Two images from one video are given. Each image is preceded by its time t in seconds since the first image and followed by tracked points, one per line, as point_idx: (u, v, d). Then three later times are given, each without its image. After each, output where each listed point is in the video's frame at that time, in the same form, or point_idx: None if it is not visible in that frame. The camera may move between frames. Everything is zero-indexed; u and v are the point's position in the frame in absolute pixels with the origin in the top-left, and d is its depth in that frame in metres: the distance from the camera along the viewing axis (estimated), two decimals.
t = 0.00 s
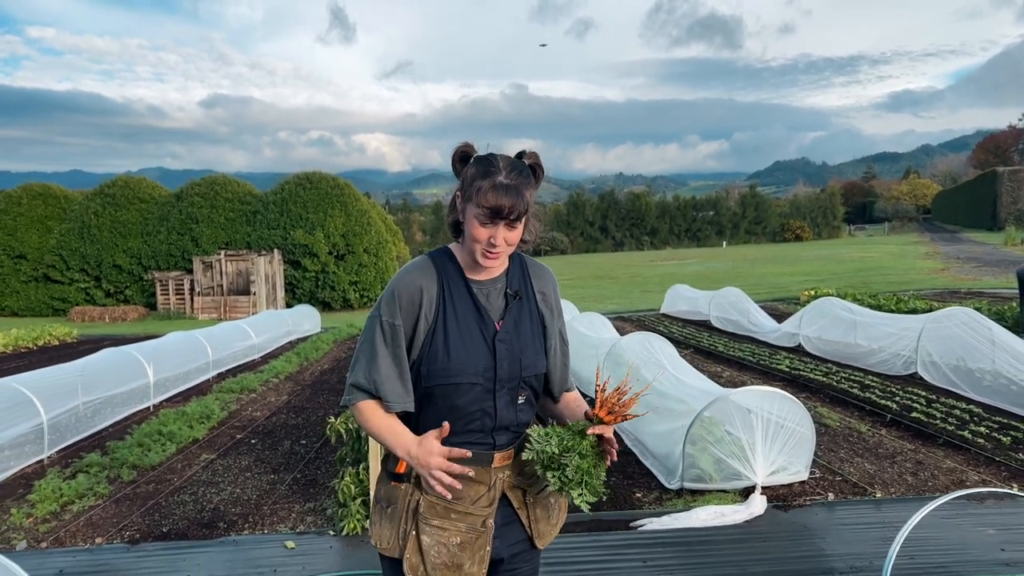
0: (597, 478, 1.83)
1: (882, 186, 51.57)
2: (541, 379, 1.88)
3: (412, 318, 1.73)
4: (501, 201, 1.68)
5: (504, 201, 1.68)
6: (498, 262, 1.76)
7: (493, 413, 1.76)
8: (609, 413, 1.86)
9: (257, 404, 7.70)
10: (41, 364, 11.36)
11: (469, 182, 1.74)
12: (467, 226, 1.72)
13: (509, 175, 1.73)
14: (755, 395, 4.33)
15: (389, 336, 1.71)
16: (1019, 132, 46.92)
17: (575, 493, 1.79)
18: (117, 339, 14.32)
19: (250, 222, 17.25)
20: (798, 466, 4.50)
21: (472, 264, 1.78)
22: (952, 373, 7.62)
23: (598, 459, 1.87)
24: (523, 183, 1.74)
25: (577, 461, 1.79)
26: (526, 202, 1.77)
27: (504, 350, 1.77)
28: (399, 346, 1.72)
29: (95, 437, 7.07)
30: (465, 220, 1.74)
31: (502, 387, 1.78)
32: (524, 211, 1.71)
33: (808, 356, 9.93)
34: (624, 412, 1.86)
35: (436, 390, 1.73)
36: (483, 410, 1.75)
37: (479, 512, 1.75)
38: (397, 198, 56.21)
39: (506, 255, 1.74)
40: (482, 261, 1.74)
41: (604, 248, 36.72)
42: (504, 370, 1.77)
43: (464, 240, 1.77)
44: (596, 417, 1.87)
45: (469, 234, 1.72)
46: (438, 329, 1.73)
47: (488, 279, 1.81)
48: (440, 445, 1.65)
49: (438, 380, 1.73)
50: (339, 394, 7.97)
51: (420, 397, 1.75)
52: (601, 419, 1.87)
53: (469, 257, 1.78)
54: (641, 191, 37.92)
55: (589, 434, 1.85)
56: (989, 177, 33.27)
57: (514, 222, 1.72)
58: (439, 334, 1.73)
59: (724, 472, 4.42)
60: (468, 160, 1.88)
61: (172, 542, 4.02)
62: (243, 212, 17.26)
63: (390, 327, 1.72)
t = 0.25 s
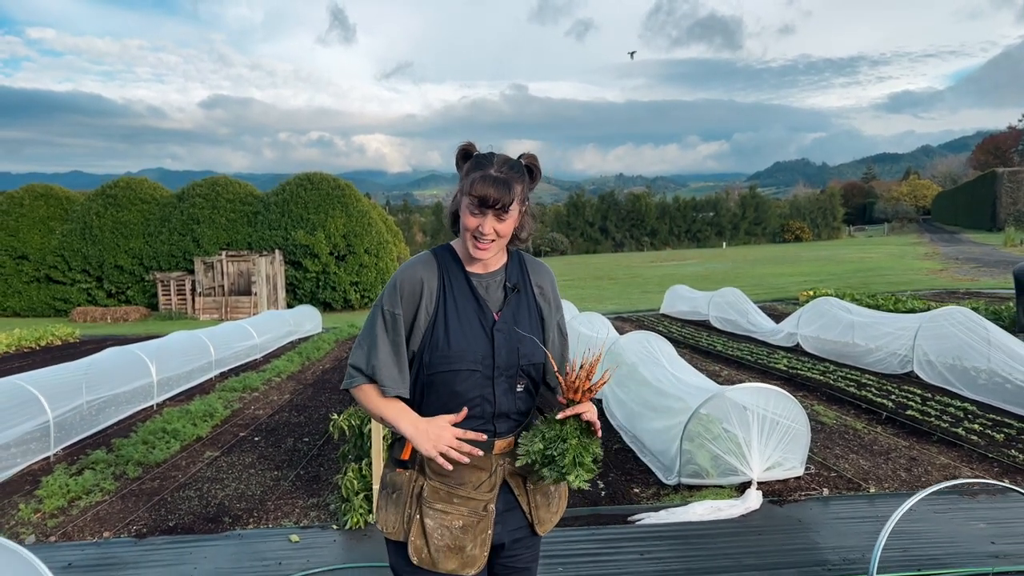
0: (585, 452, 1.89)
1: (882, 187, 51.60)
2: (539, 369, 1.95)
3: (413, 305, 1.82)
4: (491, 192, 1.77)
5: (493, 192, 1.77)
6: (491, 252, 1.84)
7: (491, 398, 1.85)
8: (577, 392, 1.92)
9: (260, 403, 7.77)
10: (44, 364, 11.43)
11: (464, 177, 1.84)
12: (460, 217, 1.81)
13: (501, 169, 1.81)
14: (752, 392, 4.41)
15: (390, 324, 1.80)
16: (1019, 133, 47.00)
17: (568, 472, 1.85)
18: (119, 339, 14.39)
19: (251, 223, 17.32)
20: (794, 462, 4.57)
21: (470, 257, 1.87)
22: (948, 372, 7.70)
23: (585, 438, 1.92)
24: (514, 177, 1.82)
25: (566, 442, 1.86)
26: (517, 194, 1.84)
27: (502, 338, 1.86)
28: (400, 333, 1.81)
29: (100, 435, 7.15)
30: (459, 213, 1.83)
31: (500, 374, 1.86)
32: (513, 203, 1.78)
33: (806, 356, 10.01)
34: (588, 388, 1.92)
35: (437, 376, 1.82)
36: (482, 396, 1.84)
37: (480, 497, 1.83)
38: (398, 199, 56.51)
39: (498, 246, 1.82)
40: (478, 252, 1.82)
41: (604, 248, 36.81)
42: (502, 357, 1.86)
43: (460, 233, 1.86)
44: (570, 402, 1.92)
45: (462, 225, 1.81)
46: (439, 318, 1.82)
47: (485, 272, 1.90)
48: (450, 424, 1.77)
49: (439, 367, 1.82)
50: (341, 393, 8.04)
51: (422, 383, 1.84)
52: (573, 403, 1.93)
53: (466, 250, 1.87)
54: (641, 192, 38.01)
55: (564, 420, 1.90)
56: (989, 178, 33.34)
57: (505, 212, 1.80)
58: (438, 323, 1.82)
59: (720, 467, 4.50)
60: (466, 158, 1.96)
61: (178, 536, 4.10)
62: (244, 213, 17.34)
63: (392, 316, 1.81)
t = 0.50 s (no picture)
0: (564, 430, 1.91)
1: (882, 188, 51.59)
2: (537, 362, 2.03)
3: (413, 301, 1.90)
4: (492, 189, 1.85)
5: (494, 189, 1.84)
6: (492, 248, 1.92)
7: (489, 390, 1.93)
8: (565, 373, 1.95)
9: (262, 402, 7.85)
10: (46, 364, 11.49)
11: (464, 178, 1.91)
12: (462, 216, 1.89)
13: (500, 168, 1.90)
14: (747, 390, 4.50)
15: (392, 318, 1.88)
16: (1019, 133, 47.07)
17: (540, 445, 1.87)
18: (120, 339, 14.46)
19: (252, 223, 17.40)
20: (789, 459, 4.64)
21: (470, 254, 1.95)
22: (943, 371, 7.77)
23: (561, 419, 1.92)
24: (512, 175, 1.90)
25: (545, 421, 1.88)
26: (516, 192, 1.92)
27: (500, 332, 1.93)
28: (401, 327, 1.89)
29: (103, 433, 7.22)
30: (461, 211, 1.91)
31: (498, 366, 1.94)
32: (514, 199, 1.86)
33: (804, 355, 10.09)
34: (574, 370, 1.94)
35: (437, 369, 1.89)
36: (481, 387, 1.92)
37: (479, 485, 1.91)
38: (398, 199, 56.59)
39: (499, 242, 1.90)
40: (478, 249, 1.89)
41: (604, 249, 36.90)
42: (500, 350, 1.93)
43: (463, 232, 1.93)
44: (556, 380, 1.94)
45: (464, 223, 1.88)
46: (439, 313, 1.90)
47: (485, 269, 1.98)
48: (455, 408, 1.84)
49: (439, 360, 1.89)
50: (342, 392, 8.12)
51: (423, 375, 1.92)
52: (559, 383, 1.95)
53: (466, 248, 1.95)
54: (641, 193, 38.10)
55: (545, 395, 1.93)
56: (988, 179, 33.41)
57: (505, 209, 1.87)
58: (438, 316, 1.90)
59: (716, 464, 4.56)
60: (464, 160, 2.04)
61: (183, 530, 4.17)
62: (245, 214, 17.41)
63: (393, 311, 1.89)
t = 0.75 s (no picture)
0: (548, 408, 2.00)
1: (881, 189, 51.63)
2: (533, 357, 2.11)
3: (414, 300, 1.98)
4: (487, 190, 1.93)
5: (490, 190, 1.93)
6: (490, 247, 2.00)
7: (487, 384, 2.01)
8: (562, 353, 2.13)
9: (263, 401, 7.93)
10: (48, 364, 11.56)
11: (460, 180, 2.00)
12: (460, 217, 1.97)
13: (494, 169, 1.98)
14: (740, 388, 4.58)
15: (393, 316, 1.97)
16: (1017, 134, 47.23)
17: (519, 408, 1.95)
18: (121, 340, 14.53)
19: (252, 224, 17.47)
20: (782, 456, 4.73)
21: (469, 254, 2.04)
22: (937, 370, 7.85)
23: (544, 398, 2.00)
24: (507, 176, 1.98)
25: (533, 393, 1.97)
26: (511, 192, 2.01)
27: (497, 329, 2.02)
28: (401, 326, 1.98)
29: (107, 433, 7.29)
30: (458, 212, 1.99)
31: (495, 361, 2.03)
32: (508, 198, 1.95)
33: (800, 355, 10.18)
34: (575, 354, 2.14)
35: (437, 364, 1.98)
36: (479, 382, 2.01)
37: (477, 474, 1.99)
38: (397, 200, 56.66)
39: (496, 241, 1.98)
40: (476, 247, 1.98)
41: (603, 250, 37.00)
42: (498, 347, 2.02)
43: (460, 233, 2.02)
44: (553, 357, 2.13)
45: (462, 224, 1.96)
46: (439, 311, 1.99)
47: (482, 267, 2.07)
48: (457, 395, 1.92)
49: (438, 356, 1.98)
50: (342, 392, 8.20)
51: (423, 370, 2.01)
52: (557, 363, 2.12)
53: (465, 248, 2.04)
54: (640, 194, 38.20)
55: (539, 367, 2.06)
56: (987, 179, 33.53)
57: (501, 209, 1.96)
58: (438, 315, 1.98)
59: (711, 461, 4.64)
60: (460, 164, 2.11)
61: (188, 526, 4.25)
62: (245, 215, 17.49)
63: (394, 310, 1.98)
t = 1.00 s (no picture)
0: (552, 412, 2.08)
1: (881, 188, 51.61)
2: (528, 354, 2.19)
3: (414, 298, 2.07)
4: (484, 191, 2.01)
5: (486, 191, 2.01)
6: (488, 245, 2.08)
7: (482, 379, 2.09)
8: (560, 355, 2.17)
9: (264, 399, 8.01)
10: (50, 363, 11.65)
11: (459, 181, 2.08)
12: (458, 216, 2.05)
13: (491, 171, 2.06)
14: (736, 385, 4.64)
15: (393, 314, 2.06)
16: (1017, 133, 47.33)
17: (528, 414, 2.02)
18: (123, 338, 14.61)
19: (252, 223, 17.55)
20: (775, 452, 4.81)
21: (466, 253, 2.12)
22: (931, 367, 7.94)
23: (551, 399, 2.09)
24: (503, 177, 2.06)
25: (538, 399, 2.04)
26: (508, 193, 2.08)
27: (493, 326, 2.10)
28: (400, 322, 2.07)
29: (110, 430, 7.37)
30: (457, 212, 2.06)
31: (491, 357, 2.11)
32: (505, 199, 2.03)
33: (797, 353, 10.26)
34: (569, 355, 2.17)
35: (434, 359, 2.07)
36: (475, 376, 2.09)
37: (472, 466, 2.07)
38: (396, 199, 56.72)
39: (493, 239, 2.06)
40: (473, 247, 2.06)
41: (603, 249, 37.09)
42: (493, 343, 2.10)
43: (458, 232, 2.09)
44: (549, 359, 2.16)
45: (460, 223, 2.04)
46: (437, 308, 2.07)
47: (480, 265, 2.15)
48: (453, 386, 2.01)
49: (435, 351, 2.06)
50: (343, 389, 8.28)
51: (421, 366, 2.09)
52: (554, 363, 2.16)
53: (464, 248, 2.12)
54: (640, 193, 38.28)
55: (539, 370, 2.13)
56: (985, 178, 33.63)
57: (498, 209, 2.03)
58: (436, 313, 2.06)
59: (705, 456, 4.72)
60: (459, 166, 2.20)
61: (191, 520, 4.33)
62: (245, 214, 17.56)
63: (394, 307, 2.07)
